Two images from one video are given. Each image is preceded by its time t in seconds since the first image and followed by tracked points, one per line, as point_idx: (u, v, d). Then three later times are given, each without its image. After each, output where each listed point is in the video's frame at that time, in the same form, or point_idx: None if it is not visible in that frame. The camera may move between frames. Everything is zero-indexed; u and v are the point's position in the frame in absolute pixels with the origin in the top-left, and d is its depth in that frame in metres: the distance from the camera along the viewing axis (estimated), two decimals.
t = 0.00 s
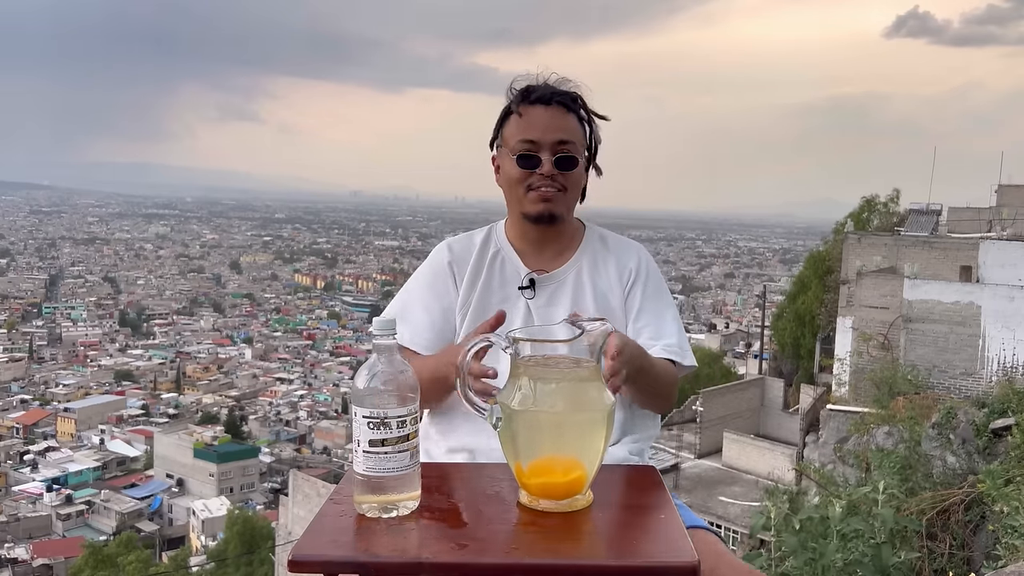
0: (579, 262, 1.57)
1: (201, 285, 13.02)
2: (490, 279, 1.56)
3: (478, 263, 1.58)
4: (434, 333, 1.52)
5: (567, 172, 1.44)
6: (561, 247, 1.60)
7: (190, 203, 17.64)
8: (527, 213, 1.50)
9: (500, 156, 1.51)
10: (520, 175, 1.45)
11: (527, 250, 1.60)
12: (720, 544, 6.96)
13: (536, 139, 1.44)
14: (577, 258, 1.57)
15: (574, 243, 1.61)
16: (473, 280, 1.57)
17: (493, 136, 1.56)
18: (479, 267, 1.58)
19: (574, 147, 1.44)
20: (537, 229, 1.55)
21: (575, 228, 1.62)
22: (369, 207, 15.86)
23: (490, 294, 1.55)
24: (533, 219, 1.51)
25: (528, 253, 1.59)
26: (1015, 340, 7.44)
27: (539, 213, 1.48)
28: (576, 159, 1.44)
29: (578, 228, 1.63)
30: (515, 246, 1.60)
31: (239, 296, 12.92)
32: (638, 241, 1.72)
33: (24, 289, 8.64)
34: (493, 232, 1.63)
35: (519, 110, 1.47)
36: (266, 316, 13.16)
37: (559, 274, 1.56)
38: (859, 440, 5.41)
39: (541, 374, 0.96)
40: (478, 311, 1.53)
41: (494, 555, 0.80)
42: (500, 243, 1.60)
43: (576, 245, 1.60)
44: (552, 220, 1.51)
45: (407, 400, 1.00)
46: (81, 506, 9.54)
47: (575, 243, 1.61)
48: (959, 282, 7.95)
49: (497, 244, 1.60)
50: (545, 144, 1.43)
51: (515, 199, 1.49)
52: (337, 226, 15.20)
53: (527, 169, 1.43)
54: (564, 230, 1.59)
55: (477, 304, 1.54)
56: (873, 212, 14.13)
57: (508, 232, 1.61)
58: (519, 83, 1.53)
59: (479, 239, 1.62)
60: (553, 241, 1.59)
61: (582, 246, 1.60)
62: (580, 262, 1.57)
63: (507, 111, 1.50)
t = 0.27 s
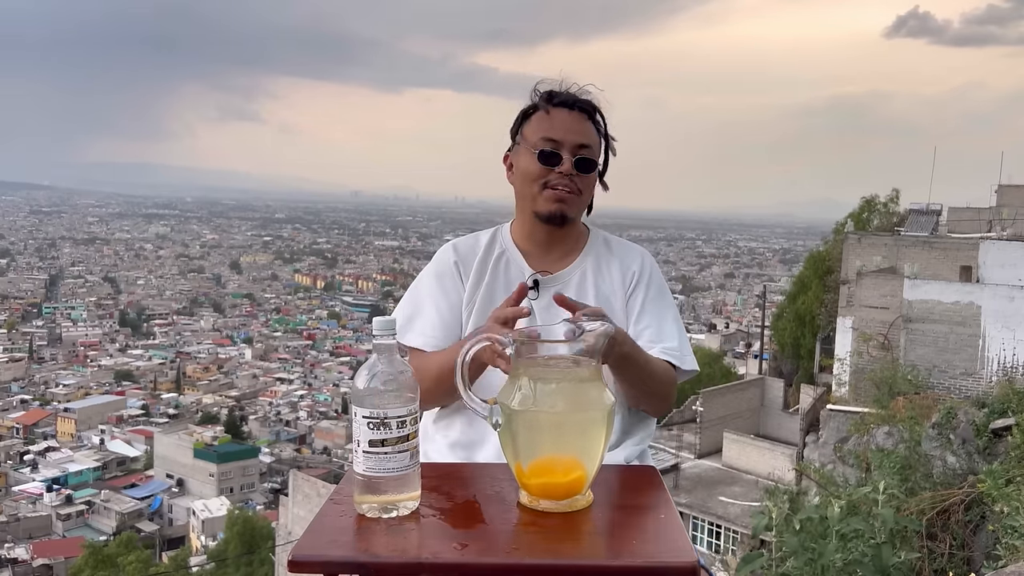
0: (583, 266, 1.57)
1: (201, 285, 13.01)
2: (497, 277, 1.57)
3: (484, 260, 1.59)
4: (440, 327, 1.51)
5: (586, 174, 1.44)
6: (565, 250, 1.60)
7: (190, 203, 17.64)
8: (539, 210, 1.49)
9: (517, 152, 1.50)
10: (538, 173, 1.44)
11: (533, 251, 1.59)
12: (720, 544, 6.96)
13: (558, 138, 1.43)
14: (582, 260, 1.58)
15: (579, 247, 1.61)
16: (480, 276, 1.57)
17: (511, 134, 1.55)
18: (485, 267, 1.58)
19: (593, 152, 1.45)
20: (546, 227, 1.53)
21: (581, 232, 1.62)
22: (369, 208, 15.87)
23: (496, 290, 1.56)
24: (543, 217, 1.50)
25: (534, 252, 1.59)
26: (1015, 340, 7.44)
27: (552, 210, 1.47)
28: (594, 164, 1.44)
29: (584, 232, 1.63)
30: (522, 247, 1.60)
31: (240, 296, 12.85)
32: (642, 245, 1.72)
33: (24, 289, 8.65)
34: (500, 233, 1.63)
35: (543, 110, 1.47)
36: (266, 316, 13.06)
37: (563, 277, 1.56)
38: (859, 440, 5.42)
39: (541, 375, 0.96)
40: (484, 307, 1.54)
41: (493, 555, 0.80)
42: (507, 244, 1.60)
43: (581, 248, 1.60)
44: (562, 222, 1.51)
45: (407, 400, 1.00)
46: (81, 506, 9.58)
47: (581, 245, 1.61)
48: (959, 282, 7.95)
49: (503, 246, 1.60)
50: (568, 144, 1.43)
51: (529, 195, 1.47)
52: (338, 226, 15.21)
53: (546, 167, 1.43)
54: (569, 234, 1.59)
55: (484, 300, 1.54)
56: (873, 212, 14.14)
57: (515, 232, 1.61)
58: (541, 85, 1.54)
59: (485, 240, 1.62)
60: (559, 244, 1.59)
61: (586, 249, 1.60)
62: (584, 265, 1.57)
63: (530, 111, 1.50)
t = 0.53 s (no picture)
0: (579, 262, 1.58)
1: (201, 285, 12.99)
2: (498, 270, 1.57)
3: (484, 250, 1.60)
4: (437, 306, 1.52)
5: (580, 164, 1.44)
6: (563, 249, 1.61)
7: (190, 203, 17.63)
8: (528, 193, 1.48)
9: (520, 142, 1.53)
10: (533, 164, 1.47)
11: (531, 249, 1.61)
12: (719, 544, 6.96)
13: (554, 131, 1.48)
14: (577, 258, 1.58)
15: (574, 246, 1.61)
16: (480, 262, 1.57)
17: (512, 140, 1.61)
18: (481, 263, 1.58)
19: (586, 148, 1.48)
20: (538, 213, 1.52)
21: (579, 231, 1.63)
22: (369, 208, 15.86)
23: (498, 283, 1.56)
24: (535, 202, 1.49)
25: (532, 251, 1.61)
26: (1015, 340, 7.44)
27: (541, 192, 1.46)
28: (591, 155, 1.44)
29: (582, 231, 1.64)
30: (521, 246, 1.62)
31: (239, 297, 12.60)
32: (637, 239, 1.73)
33: (24, 289, 8.65)
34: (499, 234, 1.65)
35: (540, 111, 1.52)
36: (265, 316, 12.83)
37: (560, 274, 1.57)
38: (859, 440, 5.42)
39: (541, 375, 0.96)
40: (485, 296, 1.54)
41: (494, 555, 0.79)
42: (505, 242, 1.62)
43: (575, 247, 1.61)
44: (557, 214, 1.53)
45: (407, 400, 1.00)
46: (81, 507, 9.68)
47: (577, 245, 1.62)
48: (959, 282, 7.95)
49: (501, 244, 1.61)
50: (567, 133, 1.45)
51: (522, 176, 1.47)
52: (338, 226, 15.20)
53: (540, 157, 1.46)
54: (562, 231, 1.58)
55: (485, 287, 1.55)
56: (873, 212, 14.14)
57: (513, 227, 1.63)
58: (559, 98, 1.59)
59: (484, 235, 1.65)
60: (553, 241, 1.60)
61: (584, 245, 1.61)
62: (580, 261, 1.58)
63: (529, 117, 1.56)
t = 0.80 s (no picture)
0: (580, 261, 1.59)
1: (201, 285, 12.98)
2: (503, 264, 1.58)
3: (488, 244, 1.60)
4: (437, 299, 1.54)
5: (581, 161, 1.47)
6: (563, 248, 1.61)
7: (191, 203, 17.63)
8: (530, 189, 1.50)
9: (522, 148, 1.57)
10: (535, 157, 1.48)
11: (532, 249, 1.61)
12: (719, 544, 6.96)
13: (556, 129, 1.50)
14: (579, 256, 1.59)
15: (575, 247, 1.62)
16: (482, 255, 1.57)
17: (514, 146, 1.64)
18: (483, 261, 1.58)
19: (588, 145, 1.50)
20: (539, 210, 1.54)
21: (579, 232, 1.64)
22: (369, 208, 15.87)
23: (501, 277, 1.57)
24: (537, 199, 1.50)
25: (533, 250, 1.61)
26: (1015, 340, 7.44)
27: (543, 188, 1.48)
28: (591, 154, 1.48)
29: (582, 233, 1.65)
30: (521, 244, 1.62)
31: (239, 296, 12.57)
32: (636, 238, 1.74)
33: (24, 289, 8.66)
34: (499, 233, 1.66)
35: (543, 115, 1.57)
36: (265, 315, 12.83)
37: (561, 272, 1.57)
38: (859, 440, 5.43)
39: (541, 375, 0.96)
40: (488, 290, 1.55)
41: (494, 556, 0.79)
42: (507, 241, 1.62)
43: (575, 246, 1.61)
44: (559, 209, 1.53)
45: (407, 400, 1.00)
46: (81, 506, 9.62)
47: (578, 245, 1.62)
48: (960, 282, 7.95)
49: (503, 243, 1.62)
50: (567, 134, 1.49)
51: (524, 173, 1.50)
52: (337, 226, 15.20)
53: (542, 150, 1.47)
54: (563, 232, 1.59)
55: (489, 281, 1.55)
56: (873, 212, 14.14)
57: (515, 227, 1.63)
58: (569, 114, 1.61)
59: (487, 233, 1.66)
60: (554, 242, 1.60)
61: (584, 246, 1.62)
62: (582, 260, 1.59)
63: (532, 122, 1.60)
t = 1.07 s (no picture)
0: (584, 266, 1.59)
1: (201, 284, 12.96)
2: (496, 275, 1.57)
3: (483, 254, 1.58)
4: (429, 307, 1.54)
5: (586, 165, 1.48)
6: (566, 251, 1.62)
7: (190, 203, 17.62)
8: (536, 191, 1.49)
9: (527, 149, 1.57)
10: (541, 157, 1.49)
11: (533, 251, 1.61)
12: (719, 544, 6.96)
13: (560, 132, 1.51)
14: (582, 261, 1.59)
15: (577, 249, 1.62)
16: (473, 267, 1.56)
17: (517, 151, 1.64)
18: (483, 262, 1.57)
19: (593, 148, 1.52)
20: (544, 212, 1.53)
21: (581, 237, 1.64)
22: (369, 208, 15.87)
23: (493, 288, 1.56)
24: (542, 201, 1.49)
25: (534, 251, 1.61)
26: (1015, 340, 7.44)
27: (549, 191, 1.47)
28: (595, 158, 1.49)
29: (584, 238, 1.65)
30: (522, 246, 1.62)
31: (239, 296, 12.46)
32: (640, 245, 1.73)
33: (24, 289, 8.69)
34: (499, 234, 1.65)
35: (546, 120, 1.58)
36: (265, 316, 12.55)
37: (563, 275, 1.58)
38: (859, 440, 5.43)
39: (541, 375, 0.96)
40: (479, 303, 1.54)
41: (494, 555, 0.79)
42: (507, 243, 1.61)
43: (577, 250, 1.62)
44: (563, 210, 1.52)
45: (407, 399, 1.00)
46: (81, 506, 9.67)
47: (580, 248, 1.62)
48: (960, 282, 7.95)
49: (503, 244, 1.61)
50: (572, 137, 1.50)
51: (530, 174, 1.49)
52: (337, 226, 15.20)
53: (549, 151, 1.48)
54: (564, 233, 1.59)
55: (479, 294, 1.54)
56: (873, 212, 14.14)
57: (517, 229, 1.63)
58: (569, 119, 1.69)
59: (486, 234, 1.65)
60: (557, 243, 1.61)
61: (587, 249, 1.62)
62: (585, 265, 1.59)
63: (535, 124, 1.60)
